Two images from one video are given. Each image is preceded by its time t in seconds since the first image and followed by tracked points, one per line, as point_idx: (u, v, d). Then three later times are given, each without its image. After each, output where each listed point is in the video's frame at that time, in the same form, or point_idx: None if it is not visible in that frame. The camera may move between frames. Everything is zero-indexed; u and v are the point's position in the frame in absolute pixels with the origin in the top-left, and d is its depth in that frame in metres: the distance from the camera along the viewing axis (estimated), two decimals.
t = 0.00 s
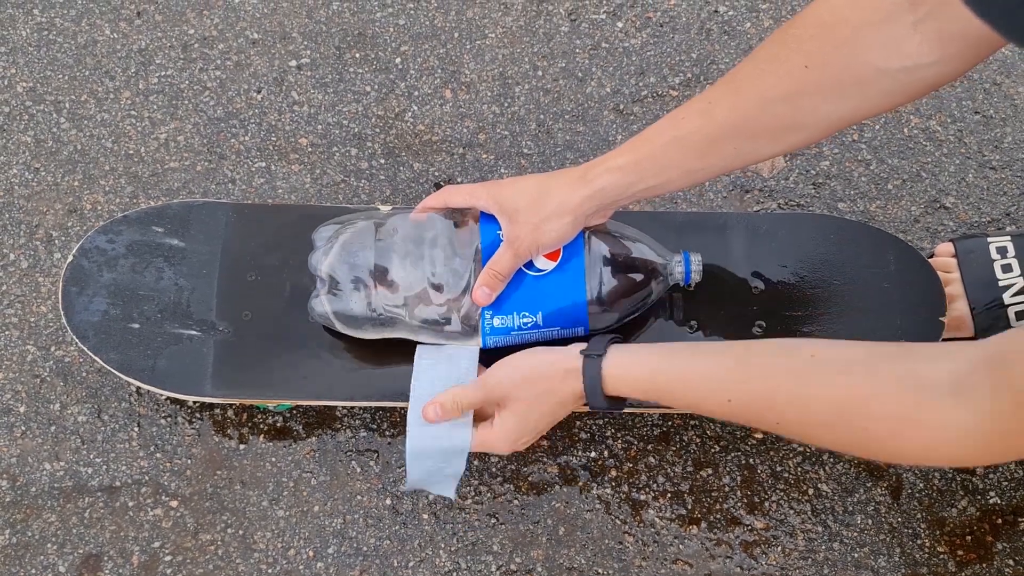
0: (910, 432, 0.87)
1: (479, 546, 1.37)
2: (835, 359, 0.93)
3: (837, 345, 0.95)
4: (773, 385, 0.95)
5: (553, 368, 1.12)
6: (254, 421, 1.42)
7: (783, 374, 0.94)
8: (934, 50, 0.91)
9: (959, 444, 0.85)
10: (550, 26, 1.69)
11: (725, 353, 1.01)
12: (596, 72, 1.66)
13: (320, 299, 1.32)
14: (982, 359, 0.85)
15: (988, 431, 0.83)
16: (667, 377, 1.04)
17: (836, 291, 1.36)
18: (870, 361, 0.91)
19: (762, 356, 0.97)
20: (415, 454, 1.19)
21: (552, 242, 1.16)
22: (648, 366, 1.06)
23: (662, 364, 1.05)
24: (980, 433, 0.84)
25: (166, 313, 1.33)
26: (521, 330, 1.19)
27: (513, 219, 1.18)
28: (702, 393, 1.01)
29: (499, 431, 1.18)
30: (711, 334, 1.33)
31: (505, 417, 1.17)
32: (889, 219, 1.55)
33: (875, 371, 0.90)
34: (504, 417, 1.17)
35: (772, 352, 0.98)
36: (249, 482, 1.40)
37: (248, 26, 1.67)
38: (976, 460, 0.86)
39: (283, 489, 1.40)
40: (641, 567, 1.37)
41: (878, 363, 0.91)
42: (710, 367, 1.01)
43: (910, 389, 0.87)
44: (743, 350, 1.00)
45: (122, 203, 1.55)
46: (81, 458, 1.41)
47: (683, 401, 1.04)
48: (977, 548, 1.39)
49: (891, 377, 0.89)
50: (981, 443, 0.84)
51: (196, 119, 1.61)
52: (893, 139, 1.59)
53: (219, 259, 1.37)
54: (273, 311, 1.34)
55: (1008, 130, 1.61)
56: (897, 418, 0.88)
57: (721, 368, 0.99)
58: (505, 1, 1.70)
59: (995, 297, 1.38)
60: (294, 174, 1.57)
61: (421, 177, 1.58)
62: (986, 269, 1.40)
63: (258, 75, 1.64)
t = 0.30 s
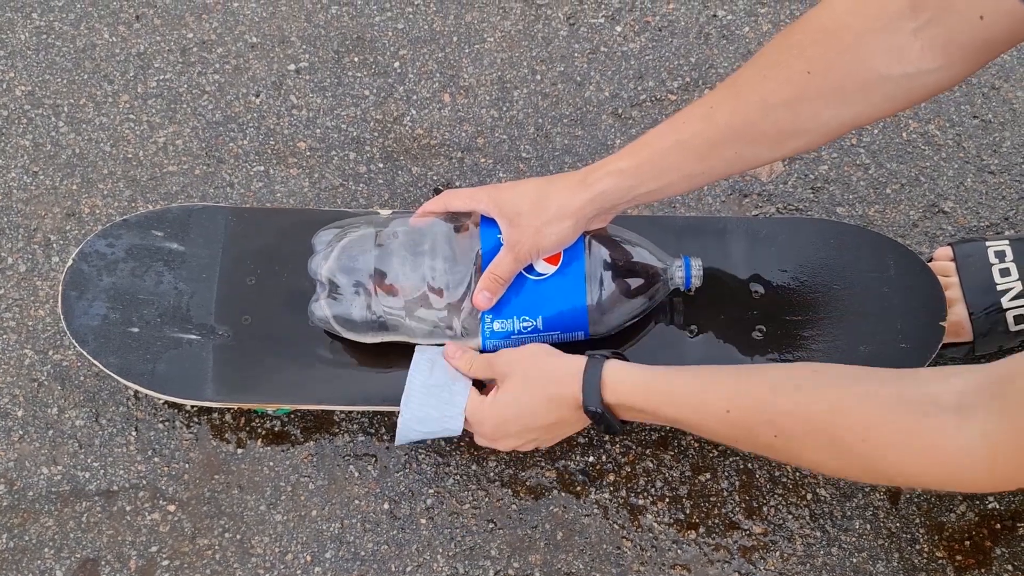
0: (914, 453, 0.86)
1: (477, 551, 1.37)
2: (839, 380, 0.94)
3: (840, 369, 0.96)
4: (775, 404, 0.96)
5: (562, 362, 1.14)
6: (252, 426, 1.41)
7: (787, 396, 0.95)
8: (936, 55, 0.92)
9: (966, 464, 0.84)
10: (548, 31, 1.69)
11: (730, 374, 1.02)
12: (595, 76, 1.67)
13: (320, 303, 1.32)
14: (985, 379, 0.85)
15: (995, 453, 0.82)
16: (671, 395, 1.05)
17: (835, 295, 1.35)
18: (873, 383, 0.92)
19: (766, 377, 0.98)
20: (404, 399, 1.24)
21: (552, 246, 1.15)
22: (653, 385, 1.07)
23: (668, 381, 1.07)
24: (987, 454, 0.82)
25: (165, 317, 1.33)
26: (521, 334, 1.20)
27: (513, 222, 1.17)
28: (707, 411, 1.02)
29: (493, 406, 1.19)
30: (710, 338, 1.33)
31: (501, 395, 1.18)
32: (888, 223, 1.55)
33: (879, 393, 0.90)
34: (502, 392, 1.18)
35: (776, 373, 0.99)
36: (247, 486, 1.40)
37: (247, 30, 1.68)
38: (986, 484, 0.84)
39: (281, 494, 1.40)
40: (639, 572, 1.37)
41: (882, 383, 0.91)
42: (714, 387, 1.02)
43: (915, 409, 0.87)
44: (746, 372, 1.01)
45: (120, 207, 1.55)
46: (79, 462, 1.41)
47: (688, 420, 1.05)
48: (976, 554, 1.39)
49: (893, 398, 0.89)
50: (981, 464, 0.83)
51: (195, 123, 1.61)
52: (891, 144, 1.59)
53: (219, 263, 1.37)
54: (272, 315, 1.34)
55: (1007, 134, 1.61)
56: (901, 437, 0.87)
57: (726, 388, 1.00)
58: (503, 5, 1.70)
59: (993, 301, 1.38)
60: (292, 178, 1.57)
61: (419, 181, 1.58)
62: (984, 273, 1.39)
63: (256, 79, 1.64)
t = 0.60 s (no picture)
0: (886, 420, 0.87)
1: (476, 552, 1.37)
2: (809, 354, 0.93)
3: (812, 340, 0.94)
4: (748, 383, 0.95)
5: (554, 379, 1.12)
6: (251, 427, 1.41)
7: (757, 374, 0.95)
8: (931, 58, 0.92)
9: (939, 429, 0.84)
10: (547, 32, 1.69)
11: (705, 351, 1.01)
12: (594, 77, 1.67)
13: (320, 302, 1.33)
14: (956, 342, 0.84)
15: (970, 417, 0.82)
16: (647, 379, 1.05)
17: (834, 296, 1.36)
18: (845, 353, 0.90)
19: (738, 354, 0.98)
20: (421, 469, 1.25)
21: (550, 244, 1.15)
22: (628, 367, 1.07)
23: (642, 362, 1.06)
24: (963, 419, 0.82)
25: (163, 319, 1.33)
26: (521, 333, 1.18)
27: (512, 221, 1.17)
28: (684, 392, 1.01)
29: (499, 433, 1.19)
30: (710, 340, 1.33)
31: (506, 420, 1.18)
32: (887, 224, 1.55)
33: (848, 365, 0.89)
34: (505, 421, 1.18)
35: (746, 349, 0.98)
36: (246, 488, 1.40)
37: (246, 32, 1.68)
38: (961, 445, 0.84)
39: (280, 495, 1.39)
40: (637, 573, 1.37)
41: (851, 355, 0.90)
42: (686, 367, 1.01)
43: (886, 378, 0.87)
44: (717, 348, 1.00)
45: (119, 208, 1.55)
46: (78, 464, 1.40)
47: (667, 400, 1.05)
48: (975, 555, 1.39)
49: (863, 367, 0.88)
50: (960, 427, 0.83)
51: (194, 125, 1.61)
52: (890, 145, 1.59)
53: (217, 265, 1.37)
54: (271, 317, 1.34)
55: (1005, 135, 1.61)
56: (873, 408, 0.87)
57: (699, 368, 1.00)
58: (502, 7, 1.70)
59: (992, 303, 1.38)
60: (291, 180, 1.57)
61: (418, 183, 1.58)
62: (983, 275, 1.39)
63: (255, 80, 1.64)
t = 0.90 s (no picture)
0: (935, 481, 0.92)
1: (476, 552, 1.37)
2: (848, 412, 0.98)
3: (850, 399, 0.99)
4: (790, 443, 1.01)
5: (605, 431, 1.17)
6: (251, 427, 1.42)
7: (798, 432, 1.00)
8: (931, 54, 0.90)
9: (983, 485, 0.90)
10: (547, 32, 1.69)
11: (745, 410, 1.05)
12: (593, 78, 1.67)
13: (319, 296, 1.32)
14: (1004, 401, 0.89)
15: (1017, 475, 0.88)
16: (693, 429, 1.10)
17: (833, 295, 1.36)
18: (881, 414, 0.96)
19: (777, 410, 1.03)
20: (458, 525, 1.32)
21: (550, 240, 1.15)
22: (677, 417, 1.11)
23: (692, 418, 1.10)
24: (1010, 477, 0.88)
25: (163, 318, 1.33)
26: (519, 329, 1.19)
27: (512, 217, 1.18)
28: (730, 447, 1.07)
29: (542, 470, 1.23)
30: (709, 340, 1.33)
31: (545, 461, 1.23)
32: (886, 224, 1.55)
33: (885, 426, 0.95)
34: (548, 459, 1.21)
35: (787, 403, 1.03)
36: (246, 487, 1.40)
37: (246, 32, 1.68)
38: (1006, 502, 0.90)
39: (280, 494, 1.40)
40: (637, 573, 1.37)
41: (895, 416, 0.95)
42: (731, 420, 1.06)
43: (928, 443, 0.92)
44: (767, 405, 1.04)
45: (120, 208, 1.55)
46: (78, 464, 1.41)
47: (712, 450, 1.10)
48: (975, 554, 1.39)
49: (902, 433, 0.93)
50: (1008, 484, 0.88)
51: (194, 125, 1.61)
52: (889, 145, 1.60)
53: (217, 264, 1.37)
54: (270, 316, 1.34)
55: (1004, 135, 1.61)
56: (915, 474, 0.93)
57: (744, 427, 1.04)
58: (502, 7, 1.70)
59: (992, 303, 1.38)
60: (291, 180, 1.57)
61: (418, 183, 1.58)
62: (982, 275, 1.39)
63: (255, 81, 1.64)
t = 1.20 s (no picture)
0: None
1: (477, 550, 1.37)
2: None
3: None
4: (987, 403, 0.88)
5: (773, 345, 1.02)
6: (252, 425, 1.42)
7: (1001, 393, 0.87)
8: (943, 56, 0.92)
9: None
10: (547, 32, 1.70)
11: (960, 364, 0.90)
12: (594, 77, 1.67)
13: (320, 297, 1.33)
14: None
15: None
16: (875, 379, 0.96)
17: (834, 294, 1.36)
18: None
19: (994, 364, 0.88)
20: (441, 545, 1.36)
21: (550, 239, 1.15)
22: (868, 356, 0.97)
23: (899, 360, 0.95)
24: None
25: (164, 317, 1.33)
26: (520, 332, 1.19)
27: (513, 217, 1.17)
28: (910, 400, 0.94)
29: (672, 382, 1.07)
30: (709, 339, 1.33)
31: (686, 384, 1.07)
32: (887, 223, 1.55)
33: None
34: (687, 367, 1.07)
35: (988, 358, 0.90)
36: (247, 486, 1.40)
37: (247, 31, 1.68)
38: None
39: (281, 493, 1.40)
40: (638, 572, 1.37)
41: None
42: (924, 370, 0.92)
43: None
44: (991, 355, 0.90)
45: (121, 207, 1.56)
46: (79, 462, 1.41)
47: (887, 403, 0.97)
48: (976, 553, 1.39)
49: None
50: None
51: (195, 124, 1.61)
52: (890, 144, 1.60)
53: (218, 263, 1.37)
54: (272, 315, 1.34)
55: (1005, 135, 1.61)
56: None
57: (940, 378, 0.91)
58: (503, 6, 1.70)
59: (992, 302, 1.38)
60: (292, 179, 1.57)
61: (418, 182, 1.58)
62: (983, 274, 1.39)
63: (256, 80, 1.65)
